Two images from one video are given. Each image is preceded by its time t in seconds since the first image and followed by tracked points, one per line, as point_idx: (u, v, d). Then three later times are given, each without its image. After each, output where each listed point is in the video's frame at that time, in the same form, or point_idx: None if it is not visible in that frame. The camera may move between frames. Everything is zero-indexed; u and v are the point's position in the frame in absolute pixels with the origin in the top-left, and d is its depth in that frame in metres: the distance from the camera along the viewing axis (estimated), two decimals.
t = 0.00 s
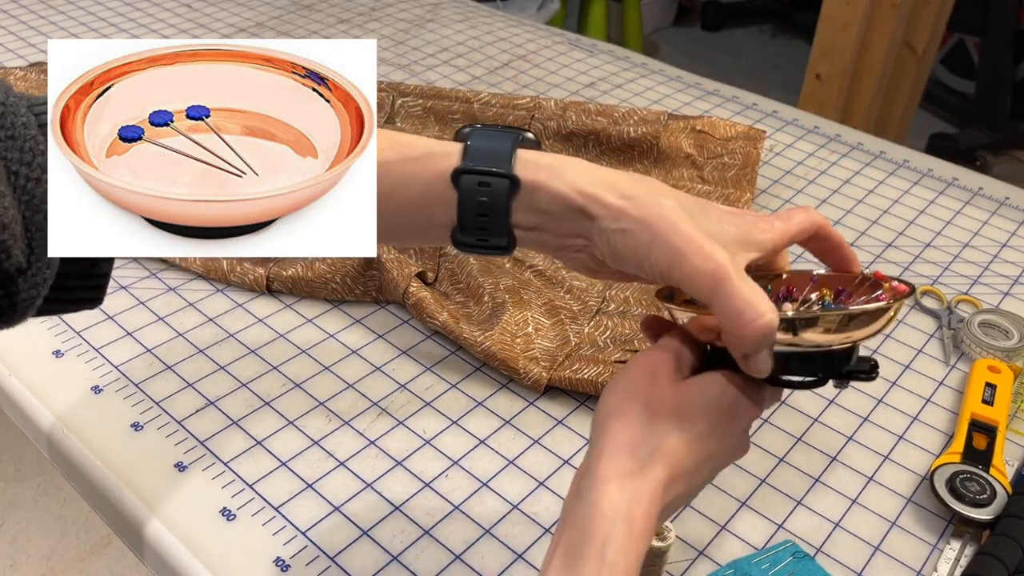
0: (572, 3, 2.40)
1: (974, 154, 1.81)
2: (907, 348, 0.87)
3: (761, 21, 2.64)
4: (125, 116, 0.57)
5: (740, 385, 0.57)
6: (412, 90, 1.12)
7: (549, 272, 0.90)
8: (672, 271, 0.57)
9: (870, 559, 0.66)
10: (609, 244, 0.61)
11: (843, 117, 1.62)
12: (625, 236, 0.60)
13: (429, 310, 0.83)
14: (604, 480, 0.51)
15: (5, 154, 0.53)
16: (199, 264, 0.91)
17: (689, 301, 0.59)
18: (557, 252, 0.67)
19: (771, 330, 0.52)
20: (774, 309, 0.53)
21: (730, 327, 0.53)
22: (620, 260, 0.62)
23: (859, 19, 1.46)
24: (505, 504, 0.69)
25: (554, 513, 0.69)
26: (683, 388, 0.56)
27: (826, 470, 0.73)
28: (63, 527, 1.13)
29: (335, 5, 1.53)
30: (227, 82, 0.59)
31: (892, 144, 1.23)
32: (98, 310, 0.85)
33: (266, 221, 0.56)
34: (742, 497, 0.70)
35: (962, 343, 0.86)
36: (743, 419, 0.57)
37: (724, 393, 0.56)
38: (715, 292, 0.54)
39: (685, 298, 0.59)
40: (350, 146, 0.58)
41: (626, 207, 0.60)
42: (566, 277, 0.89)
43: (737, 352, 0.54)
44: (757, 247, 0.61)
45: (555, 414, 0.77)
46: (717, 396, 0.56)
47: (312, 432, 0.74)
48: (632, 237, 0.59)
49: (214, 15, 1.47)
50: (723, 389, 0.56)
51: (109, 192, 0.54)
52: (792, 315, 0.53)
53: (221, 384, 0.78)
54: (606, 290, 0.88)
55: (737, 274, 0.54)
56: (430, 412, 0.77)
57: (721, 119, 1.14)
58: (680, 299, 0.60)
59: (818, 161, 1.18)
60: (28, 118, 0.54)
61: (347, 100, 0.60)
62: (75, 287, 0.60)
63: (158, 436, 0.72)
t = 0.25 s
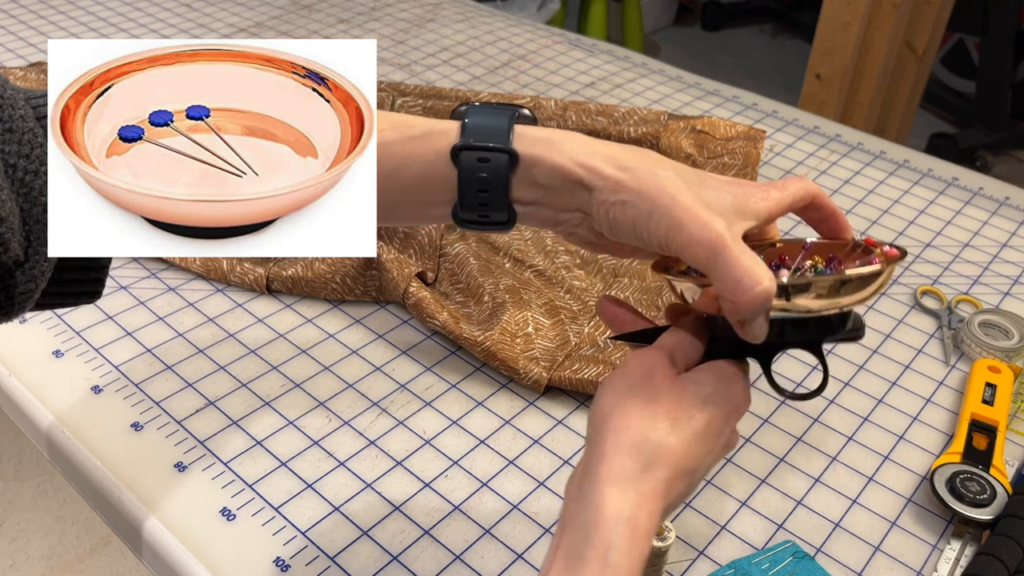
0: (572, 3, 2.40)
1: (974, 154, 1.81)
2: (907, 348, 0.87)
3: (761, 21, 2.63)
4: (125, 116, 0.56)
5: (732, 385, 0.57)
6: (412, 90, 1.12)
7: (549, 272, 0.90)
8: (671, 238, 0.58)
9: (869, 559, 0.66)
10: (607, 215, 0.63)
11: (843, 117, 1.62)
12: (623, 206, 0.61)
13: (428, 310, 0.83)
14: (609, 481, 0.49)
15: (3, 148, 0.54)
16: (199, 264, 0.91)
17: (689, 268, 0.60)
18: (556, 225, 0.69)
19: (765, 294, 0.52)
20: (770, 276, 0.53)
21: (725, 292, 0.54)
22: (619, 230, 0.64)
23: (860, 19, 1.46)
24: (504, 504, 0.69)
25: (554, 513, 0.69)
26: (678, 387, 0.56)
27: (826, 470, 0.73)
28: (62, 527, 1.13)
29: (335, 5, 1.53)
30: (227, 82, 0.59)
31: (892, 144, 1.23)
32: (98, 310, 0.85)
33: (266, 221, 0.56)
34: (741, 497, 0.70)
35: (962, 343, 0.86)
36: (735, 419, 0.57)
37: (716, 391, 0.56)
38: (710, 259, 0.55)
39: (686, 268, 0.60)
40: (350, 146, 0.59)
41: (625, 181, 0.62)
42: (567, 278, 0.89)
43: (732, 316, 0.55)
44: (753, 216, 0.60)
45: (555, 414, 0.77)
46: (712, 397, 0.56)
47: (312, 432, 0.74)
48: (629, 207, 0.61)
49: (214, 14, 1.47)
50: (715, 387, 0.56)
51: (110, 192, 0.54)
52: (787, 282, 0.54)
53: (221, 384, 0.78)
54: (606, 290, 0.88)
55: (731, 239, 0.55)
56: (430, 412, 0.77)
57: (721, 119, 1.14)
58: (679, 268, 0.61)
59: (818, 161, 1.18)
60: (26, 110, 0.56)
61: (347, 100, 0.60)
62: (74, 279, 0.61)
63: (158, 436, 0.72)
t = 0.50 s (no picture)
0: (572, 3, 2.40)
1: (973, 154, 1.81)
2: (907, 348, 0.87)
3: (761, 21, 2.63)
4: (125, 116, 0.57)
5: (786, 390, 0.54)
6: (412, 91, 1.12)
7: (549, 272, 0.89)
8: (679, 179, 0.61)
9: (870, 559, 0.66)
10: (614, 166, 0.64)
11: (843, 117, 1.62)
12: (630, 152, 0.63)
13: (428, 310, 0.83)
14: (683, 513, 0.45)
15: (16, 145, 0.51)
16: (199, 263, 0.91)
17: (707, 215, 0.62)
18: (564, 179, 0.70)
19: (779, 225, 0.55)
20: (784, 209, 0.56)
21: (739, 225, 0.56)
22: (627, 177, 0.65)
23: (860, 19, 1.46)
24: (504, 504, 0.69)
25: (554, 513, 0.69)
26: (732, 399, 0.52)
27: (827, 469, 0.73)
28: (62, 527, 1.13)
29: (335, 5, 1.53)
30: (227, 82, 0.59)
31: (892, 144, 1.23)
32: (98, 310, 0.85)
33: (265, 222, 0.57)
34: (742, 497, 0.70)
35: (962, 343, 0.86)
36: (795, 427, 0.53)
37: (772, 399, 0.52)
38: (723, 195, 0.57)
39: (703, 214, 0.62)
40: (350, 146, 0.59)
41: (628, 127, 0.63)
42: (567, 277, 0.89)
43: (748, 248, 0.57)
44: (764, 156, 0.64)
45: (555, 414, 0.77)
46: (770, 406, 0.52)
47: (312, 432, 0.74)
48: (636, 150, 0.62)
49: (214, 14, 1.47)
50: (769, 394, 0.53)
51: (110, 192, 0.54)
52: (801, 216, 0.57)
53: (221, 384, 0.78)
54: (606, 290, 0.88)
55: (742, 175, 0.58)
56: (430, 412, 0.77)
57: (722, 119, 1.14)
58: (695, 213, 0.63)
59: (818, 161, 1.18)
60: (39, 109, 0.52)
61: (347, 100, 0.60)
62: (89, 277, 0.59)
63: (158, 436, 0.72)
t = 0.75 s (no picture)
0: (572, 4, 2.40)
1: (973, 155, 1.81)
2: (907, 348, 0.87)
3: (761, 22, 2.64)
4: (125, 116, 0.57)
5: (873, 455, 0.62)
6: (413, 91, 1.12)
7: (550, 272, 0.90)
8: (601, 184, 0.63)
9: (869, 559, 0.66)
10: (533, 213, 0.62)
11: (842, 117, 1.62)
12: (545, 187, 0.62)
13: (429, 309, 0.83)
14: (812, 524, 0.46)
15: None
16: (199, 263, 0.91)
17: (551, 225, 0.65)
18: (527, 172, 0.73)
19: (517, 298, 0.55)
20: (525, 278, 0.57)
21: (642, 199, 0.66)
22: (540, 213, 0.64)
23: (859, 19, 1.46)
24: (504, 504, 0.69)
25: (554, 512, 0.69)
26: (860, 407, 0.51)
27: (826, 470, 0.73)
28: (63, 526, 1.13)
29: (336, 5, 1.54)
30: (226, 82, 0.59)
31: (891, 145, 1.23)
32: (98, 310, 0.86)
33: (265, 222, 0.58)
34: (742, 497, 0.70)
35: (961, 343, 0.86)
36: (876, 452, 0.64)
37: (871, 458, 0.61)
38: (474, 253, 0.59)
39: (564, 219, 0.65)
40: (350, 146, 0.59)
41: (538, 169, 0.62)
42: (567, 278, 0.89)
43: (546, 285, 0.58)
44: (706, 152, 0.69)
45: (555, 414, 0.77)
46: (860, 457, 0.60)
47: (312, 432, 0.74)
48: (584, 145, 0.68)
49: (214, 15, 1.47)
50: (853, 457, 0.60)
51: (109, 192, 0.55)
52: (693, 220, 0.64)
53: (221, 384, 0.78)
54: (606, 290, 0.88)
55: (500, 241, 0.58)
56: (430, 411, 0.77)
57: (721, 119, 1.15)
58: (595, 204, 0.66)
59: (818, 161, 1.18)
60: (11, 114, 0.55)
61: (347, 100, 0.60)
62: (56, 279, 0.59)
63: (158, 436, 0.72)
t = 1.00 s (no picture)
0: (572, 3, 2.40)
1: (973, 154, 1.81)
2: (907, 348, 0.87)
3: (761, 21, 2.63)
4: (125, 117, 0.57)
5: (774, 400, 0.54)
6: (413, 90, 1.12)
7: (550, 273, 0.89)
8: (608, 241, 0.63)
9: (869, 559, 0.66)
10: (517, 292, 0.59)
11: (842, 117, 1.62)
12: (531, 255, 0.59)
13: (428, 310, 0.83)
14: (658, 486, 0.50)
15: None
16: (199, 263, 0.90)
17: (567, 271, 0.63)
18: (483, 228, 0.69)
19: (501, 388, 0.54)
20: (510, 362, 0.55)
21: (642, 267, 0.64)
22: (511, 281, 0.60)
23: (859, 19, 1.46)
24: (504, 504, 0.69)
25: (554, 513, 0.69)
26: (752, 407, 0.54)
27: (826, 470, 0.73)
28: (63, 526, 1.13)
29: (335, 5, 1.53)
30: (226, 82, 0.59)
31: (892, 144, 1.23)
32: (98, 310, 0.85)
33: (265, 222, 0.57)
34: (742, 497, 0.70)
35: (962, 343, 0.86)
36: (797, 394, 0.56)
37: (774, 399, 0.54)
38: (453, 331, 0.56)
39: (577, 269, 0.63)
40: (350, 145, 0.59)
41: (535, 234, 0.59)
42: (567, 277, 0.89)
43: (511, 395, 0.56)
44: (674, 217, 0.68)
45: (555, 414, 0.77)
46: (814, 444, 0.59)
47: (312, 432, 0.74)
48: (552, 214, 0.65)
49: (214, 15, 1.47)
50: (755, 410, 0.53)
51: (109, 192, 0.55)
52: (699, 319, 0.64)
53: (221, 384, 0.78)
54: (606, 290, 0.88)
55: (483, 323, 0.55)
56: (430, 412, 0.77)
57: (721, 119, 1.15)
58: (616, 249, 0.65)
59: (818, 161, 1.18)
60: None
61: (347, 100, 0.61)
62: None
63: (158, 436, 0.72)
